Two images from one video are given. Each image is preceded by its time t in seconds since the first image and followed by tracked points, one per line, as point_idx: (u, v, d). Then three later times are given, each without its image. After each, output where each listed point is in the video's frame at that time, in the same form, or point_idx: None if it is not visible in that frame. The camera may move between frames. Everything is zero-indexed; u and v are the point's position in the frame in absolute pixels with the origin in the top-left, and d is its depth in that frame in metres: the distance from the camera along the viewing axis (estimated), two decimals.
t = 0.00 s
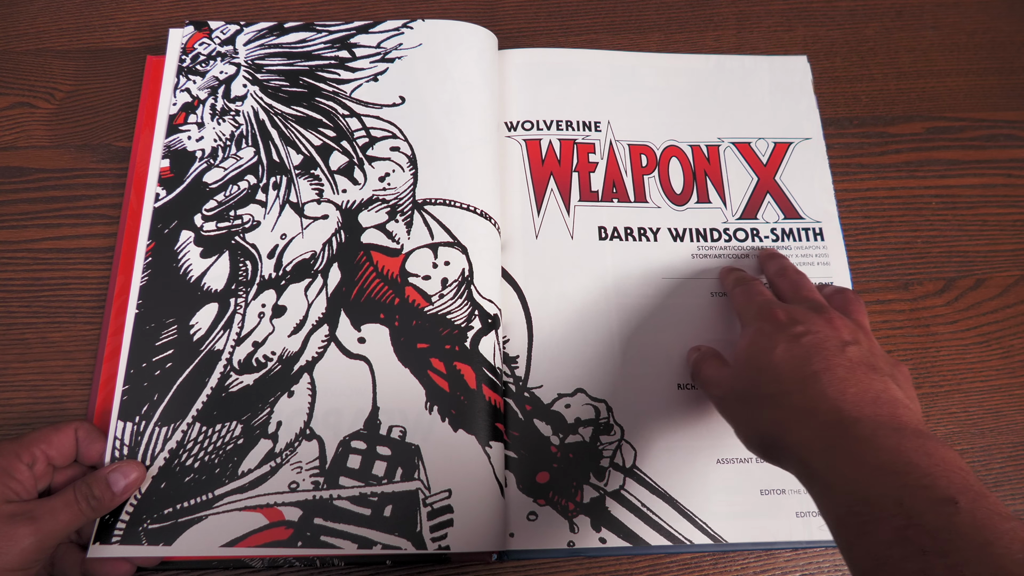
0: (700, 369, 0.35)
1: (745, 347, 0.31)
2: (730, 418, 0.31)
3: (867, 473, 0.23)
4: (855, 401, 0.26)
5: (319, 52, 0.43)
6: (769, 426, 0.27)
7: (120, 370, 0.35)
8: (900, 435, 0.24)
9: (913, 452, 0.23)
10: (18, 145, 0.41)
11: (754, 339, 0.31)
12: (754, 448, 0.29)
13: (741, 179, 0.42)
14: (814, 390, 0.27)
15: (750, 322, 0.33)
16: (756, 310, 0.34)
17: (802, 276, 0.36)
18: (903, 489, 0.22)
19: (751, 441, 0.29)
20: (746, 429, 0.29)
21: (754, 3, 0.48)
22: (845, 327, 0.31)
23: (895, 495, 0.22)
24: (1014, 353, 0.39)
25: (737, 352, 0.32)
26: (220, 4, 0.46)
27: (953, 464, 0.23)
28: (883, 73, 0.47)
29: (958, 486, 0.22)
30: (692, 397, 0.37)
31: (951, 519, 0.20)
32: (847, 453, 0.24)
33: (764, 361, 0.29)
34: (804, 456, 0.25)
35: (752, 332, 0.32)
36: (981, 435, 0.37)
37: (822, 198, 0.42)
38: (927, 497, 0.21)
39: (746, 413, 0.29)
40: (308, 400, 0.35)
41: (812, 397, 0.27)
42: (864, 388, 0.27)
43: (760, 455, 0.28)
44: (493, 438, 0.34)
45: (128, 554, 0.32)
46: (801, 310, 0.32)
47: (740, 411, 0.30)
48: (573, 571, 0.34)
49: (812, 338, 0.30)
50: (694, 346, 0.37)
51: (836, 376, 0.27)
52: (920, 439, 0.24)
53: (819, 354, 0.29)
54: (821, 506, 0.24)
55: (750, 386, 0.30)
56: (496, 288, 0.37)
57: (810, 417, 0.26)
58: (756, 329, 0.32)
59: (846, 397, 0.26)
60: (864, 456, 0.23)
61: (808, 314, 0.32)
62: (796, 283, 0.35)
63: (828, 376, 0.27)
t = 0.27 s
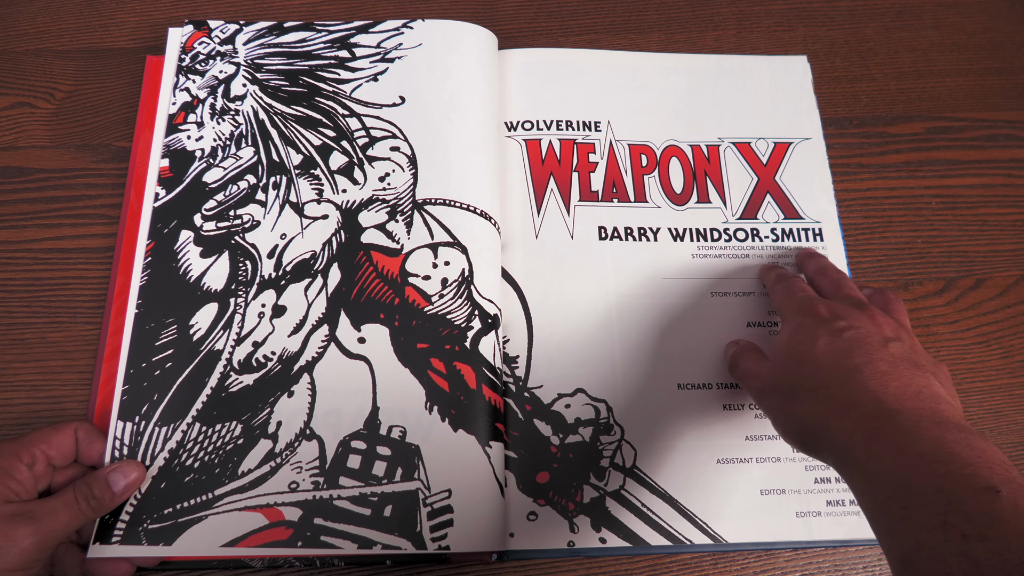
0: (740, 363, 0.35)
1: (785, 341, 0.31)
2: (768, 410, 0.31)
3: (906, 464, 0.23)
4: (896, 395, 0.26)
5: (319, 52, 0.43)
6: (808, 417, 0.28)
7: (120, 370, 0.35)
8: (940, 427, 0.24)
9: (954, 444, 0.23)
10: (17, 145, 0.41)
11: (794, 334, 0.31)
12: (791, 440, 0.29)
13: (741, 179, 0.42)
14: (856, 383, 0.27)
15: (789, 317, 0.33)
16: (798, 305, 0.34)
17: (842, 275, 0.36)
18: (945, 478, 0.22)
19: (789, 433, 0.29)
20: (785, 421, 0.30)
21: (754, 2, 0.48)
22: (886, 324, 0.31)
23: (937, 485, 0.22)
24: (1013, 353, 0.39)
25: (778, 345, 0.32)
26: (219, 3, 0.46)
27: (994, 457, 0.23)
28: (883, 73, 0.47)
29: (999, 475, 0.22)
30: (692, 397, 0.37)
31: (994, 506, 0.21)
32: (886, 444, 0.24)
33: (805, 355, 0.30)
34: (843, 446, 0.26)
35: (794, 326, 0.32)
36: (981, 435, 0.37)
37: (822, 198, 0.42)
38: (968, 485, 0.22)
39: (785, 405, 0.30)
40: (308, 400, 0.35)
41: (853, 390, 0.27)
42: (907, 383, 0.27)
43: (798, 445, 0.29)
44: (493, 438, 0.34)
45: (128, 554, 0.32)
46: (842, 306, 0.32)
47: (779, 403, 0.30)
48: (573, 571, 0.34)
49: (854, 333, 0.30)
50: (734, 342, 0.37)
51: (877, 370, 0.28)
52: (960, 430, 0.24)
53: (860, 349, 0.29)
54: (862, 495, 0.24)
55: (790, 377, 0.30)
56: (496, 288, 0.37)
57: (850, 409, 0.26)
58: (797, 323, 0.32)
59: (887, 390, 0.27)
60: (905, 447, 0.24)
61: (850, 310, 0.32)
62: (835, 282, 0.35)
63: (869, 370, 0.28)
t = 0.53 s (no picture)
0: (734, 357, 0.35)
1: (781, 336, 0.32)
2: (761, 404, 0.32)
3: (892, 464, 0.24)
4: (886, 394, 0.26)
5: (319, 52, 0.43)
6: (800, 415, 0.28)
7: (120, 371, 0.35)
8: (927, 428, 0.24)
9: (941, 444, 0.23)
10: (18, 145, 0.41)
11: (788, 330, 0.32)
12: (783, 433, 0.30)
13: (741, 179, 0.42)
14: (846, 381, 0.27)
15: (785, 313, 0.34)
16: (796, 301, 0.34)
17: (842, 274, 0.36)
18: (931, 479, 0.22)
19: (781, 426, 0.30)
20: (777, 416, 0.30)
21: (754, 3, 0.48)
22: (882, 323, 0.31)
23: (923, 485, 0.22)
24: (1014, 353, 0.39)
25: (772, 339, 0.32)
26: (219, 3, 0.45)
27: (980, 458, 0.23)
28: (883, 73, 0.47)
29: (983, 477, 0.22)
30: (692, 397, 0.37)
31: (978, 506, 0.21)
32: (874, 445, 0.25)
33: (798, 352, 0.30)
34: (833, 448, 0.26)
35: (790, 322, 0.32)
36: (981, 435, 0.37)
37: (822, 198, 0.42)
38: (954, 485, 0.22)
39: (777, 400, 0.30)
40: (308, 400, 0.35)
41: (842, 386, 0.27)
42: (897, 382, 0.27)
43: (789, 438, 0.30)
44: (493, 438, 0.34)
45: (128, 554, 0.32)
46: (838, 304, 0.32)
47: (772, 398, 0.31)
48: (573, 571, 0.34)
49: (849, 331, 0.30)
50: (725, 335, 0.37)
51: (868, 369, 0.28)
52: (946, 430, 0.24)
53: (854, 346, 0.29)
54: (849, 494, 0.25)
55: (784, 371, 0.30)
56: (496, 288, 0.37)
57: (839, 407, 0.27)
58: (793, 318, 0.32)
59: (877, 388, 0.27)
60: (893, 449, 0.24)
61: (848, 307, 0.32)
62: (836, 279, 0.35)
63: (860, 368, 0.28)
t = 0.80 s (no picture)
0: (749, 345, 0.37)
1: (800, 323, 0.34)
2: (776, 388, 0.34)
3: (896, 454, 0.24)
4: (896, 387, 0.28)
5: (319, 53, 0.43)
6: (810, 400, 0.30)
7: (120, 371, 0.35)
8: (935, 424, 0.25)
9: (946, 441, 0.24)
10: (18, 145, 0.41)
11: (809, 319, 0.34)
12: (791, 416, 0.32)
13: (741, 179, 0.42)
14: (856, 372, 0.29)
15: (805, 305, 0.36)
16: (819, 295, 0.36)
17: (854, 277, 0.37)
18: (940, 466, 0.23)
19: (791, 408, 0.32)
20: (789, 398, 0.32)
21: (754, 2, 0.48)
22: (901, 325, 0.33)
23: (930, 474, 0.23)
24: (1014, 353, 0.39)
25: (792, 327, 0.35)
26: (220, 4, 0.46)
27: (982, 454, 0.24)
28: (883, 73, 0.47)
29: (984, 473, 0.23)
30: (692, 397, 0.37)
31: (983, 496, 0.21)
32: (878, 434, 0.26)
33: (819, 339, 0.32)
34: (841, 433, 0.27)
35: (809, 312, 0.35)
36: (981, 435, 0.37)
37: (822, 197, 0.42)
38: (961, 474, 0.22)
39: (792, 385, 0.32)
40: (308, 400, 0.35)
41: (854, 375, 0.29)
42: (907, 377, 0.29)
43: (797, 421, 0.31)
44: (493, 438, 0.34)
45: (128, 554, 0.32)
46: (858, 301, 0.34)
47: (787, 383, 0.33)
48: (573, 571, 0.34)
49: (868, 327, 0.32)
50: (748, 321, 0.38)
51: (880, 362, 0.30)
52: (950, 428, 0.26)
53: (872, 345, 0.31)
54: (852, 476, 0.26)
55: (801, 357, 0.32)
56: (496, 288, 0.37)
57: (848, 395, 0.28)
58: (814, 309, 0.35)
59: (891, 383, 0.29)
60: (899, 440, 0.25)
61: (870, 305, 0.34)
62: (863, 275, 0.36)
63: (873, 362, 0.30)
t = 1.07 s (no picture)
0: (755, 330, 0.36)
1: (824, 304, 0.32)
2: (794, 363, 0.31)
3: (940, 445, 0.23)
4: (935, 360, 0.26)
5: (319, 53, 0.43)
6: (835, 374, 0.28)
7: (120, 371, 0.35)
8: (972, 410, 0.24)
9: (993, 430, 0.23)
10: (18, 145, 0.41)
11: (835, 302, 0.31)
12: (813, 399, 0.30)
13: (741, 179, 0.42)
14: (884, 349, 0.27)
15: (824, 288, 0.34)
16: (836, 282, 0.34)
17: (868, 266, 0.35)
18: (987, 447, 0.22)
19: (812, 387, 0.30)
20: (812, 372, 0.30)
21: (754, 2, 0.48)
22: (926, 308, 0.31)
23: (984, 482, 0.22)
24: (1014, 353, 0.39)
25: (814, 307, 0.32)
26: (220, 4, 0.46)
27: None
28: (883, 73, 0.47)
29: None
30: (692, 397, 0.37)
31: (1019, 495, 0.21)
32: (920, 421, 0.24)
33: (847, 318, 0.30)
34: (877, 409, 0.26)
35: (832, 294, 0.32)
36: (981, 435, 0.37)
37: (822, 197, 0.42)
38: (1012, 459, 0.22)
39: (813, 362, 0.30)
40: (308, 400, 0.35)
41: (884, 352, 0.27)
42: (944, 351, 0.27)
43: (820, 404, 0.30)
44: (493, 438, 0.34)
45: (128, 554, 0.32)
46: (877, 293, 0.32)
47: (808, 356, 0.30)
48: (573, 571, 0.34)
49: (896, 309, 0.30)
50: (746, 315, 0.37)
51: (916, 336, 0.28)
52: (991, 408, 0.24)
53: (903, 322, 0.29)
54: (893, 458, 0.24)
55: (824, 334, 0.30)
56: (496, 288, 0.37)
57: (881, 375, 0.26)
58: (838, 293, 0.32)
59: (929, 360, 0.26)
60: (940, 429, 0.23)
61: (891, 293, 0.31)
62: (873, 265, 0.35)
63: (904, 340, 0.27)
